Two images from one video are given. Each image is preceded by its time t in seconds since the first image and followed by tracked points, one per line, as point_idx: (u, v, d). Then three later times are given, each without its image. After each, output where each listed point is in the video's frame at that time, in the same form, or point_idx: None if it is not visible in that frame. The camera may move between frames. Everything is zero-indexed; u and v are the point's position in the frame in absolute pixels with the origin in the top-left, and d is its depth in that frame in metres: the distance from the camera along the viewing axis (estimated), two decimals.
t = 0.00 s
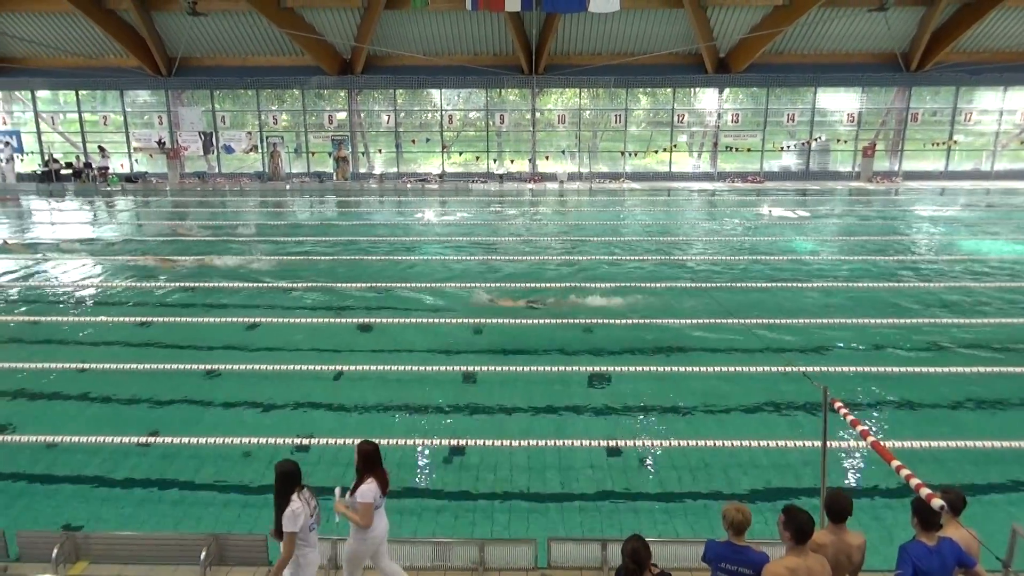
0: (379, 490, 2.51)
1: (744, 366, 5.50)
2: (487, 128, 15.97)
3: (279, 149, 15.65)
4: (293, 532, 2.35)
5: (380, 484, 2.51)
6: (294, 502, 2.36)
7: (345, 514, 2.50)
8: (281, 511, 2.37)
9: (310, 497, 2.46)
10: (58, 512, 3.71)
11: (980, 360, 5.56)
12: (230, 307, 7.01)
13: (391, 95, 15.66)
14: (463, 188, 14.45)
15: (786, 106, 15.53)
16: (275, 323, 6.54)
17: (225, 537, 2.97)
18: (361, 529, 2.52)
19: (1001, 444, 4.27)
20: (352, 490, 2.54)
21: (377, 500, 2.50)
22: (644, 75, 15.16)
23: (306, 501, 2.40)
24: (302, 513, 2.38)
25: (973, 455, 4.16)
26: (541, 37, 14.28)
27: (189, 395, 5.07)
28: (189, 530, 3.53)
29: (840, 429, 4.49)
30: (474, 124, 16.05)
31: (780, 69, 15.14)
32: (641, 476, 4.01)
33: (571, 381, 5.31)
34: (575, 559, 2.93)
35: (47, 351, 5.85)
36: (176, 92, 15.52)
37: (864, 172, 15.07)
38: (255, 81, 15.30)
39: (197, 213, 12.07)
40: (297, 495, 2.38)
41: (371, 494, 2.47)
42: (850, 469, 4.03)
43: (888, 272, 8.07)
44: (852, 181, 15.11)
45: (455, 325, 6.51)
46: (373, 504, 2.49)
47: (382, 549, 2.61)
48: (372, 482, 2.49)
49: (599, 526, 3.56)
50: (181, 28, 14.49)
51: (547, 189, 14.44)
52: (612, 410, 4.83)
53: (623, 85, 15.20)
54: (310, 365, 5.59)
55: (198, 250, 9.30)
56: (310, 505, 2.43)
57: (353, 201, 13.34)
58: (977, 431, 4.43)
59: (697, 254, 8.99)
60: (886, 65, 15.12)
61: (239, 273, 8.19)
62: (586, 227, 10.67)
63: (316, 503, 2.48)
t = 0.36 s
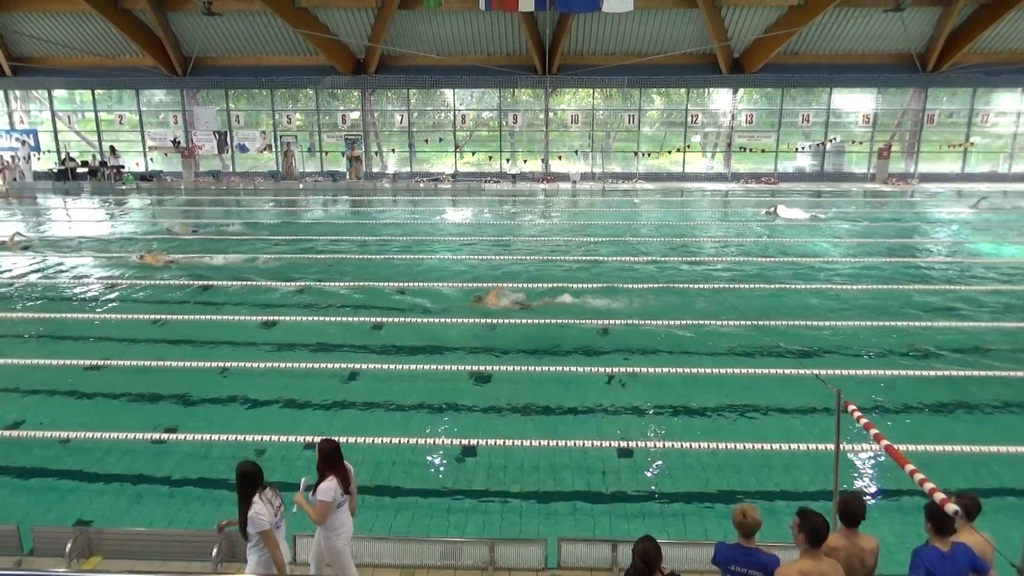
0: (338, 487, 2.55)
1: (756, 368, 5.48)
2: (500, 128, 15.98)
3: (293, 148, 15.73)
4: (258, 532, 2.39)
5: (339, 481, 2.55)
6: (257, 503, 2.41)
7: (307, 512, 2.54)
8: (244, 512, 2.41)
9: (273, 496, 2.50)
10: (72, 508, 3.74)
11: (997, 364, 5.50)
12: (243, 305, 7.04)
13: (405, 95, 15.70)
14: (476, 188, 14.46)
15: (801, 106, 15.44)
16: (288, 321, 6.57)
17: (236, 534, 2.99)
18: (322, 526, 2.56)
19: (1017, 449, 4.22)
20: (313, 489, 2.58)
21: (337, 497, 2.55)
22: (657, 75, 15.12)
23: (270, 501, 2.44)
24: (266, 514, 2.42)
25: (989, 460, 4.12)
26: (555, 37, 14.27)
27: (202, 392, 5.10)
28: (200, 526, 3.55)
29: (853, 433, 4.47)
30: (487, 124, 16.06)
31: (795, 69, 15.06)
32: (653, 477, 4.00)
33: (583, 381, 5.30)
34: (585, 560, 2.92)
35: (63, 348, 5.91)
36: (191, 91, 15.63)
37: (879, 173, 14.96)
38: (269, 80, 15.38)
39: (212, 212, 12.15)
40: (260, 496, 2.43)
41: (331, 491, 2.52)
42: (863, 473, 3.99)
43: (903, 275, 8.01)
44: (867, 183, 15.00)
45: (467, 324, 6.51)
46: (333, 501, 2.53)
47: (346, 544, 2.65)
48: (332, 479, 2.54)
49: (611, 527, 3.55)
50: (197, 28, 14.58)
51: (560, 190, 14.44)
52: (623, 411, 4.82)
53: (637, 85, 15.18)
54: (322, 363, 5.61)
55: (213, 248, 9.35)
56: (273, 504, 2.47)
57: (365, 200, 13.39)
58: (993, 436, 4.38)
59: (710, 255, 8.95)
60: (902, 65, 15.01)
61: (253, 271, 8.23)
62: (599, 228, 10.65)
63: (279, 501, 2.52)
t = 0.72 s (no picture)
0: (303, 479, 2.62)
1: (772, 370, 5.44)
2: (516, 128, 15.98)
3: (310, 148, 15.82)
4: (219, 531, 2.43)
5: (303, 475, 2.62)
6: (223, 501, 2.46)
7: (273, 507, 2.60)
8: (209, 510, 2.45)
9: (239, 494, 2.55)
10: (91, 502, 3.78)
11: (1018, 368, 5.43)
12: (260, 303, 7.08)
13: (421, 95, 15.74)
14: (492, 188, 14.47)
15: (819, 107, 15.34)
16: (303, 319, 6.61)
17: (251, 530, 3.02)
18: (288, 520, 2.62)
19: None
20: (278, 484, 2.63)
21: (302, 491, 2.61)
22: (674, 75, 15.06)
23: (235, 500, 2.49)
24: (231, 513, 2.46)
25: (1009, 465, 4.06)
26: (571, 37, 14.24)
27: (218, 390, 5.14)
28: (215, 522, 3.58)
29: (870, 435, 4.42)
30: (503, 124, 16.06)
31: (813, 70, 14.95)
32: (667, 478, 3.99)
33: (596, 381, 5.29)
34: (599, 561, 2.92)
35: (82, 344, 5.97)
36: (210, 91, 15.76)
37: (898, 174, 14.82)
38: (287, 80, 15.46)
39: (229, 210, 12.24)
40: (226, 494, 2.48)
41: (297, 485, 2.58)
42: (879, 476, 3.96)
43: (922, 277, 7.93)
44: (886, 184, 14.89)
45: (482, 324, 6.51)
46: (299, 494, 2.59)
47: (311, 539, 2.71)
48: (297, 473, 2.60)
49: (625, 528, 3.54)
50: (215, 28, 14.70)
51: (576, 190, 14.43)
52: (638, 411, 4.80)
53: (653, 85, 15.14)
54: (337, 362, 5.64)
55: (230, 246, 9.42)
56: (240, 503, 2.52)
57: (382, 200, 13.45)
58: (1013, 440, 4.33)
59: (726, 255, 8.91)
60: (922, 66, 14.86)
61: (270, 270, 8.29)
62: (615, 228, 10.62)
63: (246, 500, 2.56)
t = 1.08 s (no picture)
0: (271, 481, 2.61)
1: (791, 372, 5.40)
2: (535, 128, 15.98)
3: (330, 147, 15.91)
4: (187, 521, 2.45)
5: (273, 476, 2.62)
6: (195, 492, 2.48)
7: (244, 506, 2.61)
8: (180, 501, 2.49)
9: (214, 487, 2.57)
10: (112, 495, 3.83)
11: None
12: (279, 301, 7.13)
13: (441, 94, 15.79)
14: (510, 187, 14.48)
15: (841, 108, 15.20)
16: (322, 317, 6.65)
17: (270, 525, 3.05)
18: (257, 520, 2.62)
19: None
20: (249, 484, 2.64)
21: (272, 491, 2.61)
22: (694, 75, 14.98)
23: (208, 492, 2.52)
24: (202, 505, 2.49)
25: None
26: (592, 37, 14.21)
27: (238, 386, 5.19)
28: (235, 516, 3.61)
29: (891, 439, 4.38)
30: (522, 124, 16.07)
31: (836, 70, 14.82)
32: (683, 480, 3.96)
33: (614, 382, 5.28)
34: (614, 561, 2.91)
35: (105, 339, 6.05)
36: (232, 89, 15.91)
37: (921, 177, 14.67)
38: (308, 79, 15.55)
39: (250, 208, 12.35)
40: (200, 486, 2.51)
41: (265, 484, 2.58)
42: (899, 481, 3.91)
43: (945, 280, 7.83)
44: (909, 186, 14.74)
45: (499, 323, 6.52)
46: (268, 495, 2.59)
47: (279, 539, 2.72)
48: (265, 473, 2.60)
49: (642, 529, 3.52)
50: (238, 27, 14.83)
51: (595, 190, 14.41)
52: (654, 412, 4.79)
53: (673, 86, 15.09)
54: (354, 359, 5.67)
55: (250, 244, 9.50)
56: (213, 496, 2.54)
57: (401, 198, 13.51)
58: None
59: (745, 257, 8.86)
60: (947, 66, 14.68)
61: (289, 267, 8.34)
62: (633, 228, 10.59)
63: (219, 494, 2.59)
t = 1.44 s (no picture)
0: (236, 475, 2.61)
1: (812, 375, 5.35)
2: (555, 127, 15.96)
3: (350, 145, 15.99)
4: (173, 511, 2.47)
5: (238, 470, 2.61)
6: (174, 483, 2.48)
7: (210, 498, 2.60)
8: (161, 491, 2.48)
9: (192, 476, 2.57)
10: (134, 488, 3.88)
11: None
12: (299, 298, 7.18)
13: (460, 94, 15.81)
14: (529, 186, 14.47)
15: (864, 108, 15.02)
16: (342, 314, 6.69)
17: (290, 521, 3.07)
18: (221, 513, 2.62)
19: None
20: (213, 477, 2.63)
21: (235, 484, 2.60)
22: (715, 75, 14.89)
23: (188, 482, 2.51)
24: (182, 495, 2.49)
25: None
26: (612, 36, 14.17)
27: (258, 382, 5.23)
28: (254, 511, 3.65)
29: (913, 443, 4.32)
30: (542, 123, 16.06)
31: (859, 70, 14.66)
32: (701, 482, 3.94)
33: (632, 382, 5.26)
34: (631, 562, 2.90)
35: (127, 335, 6.12)
36: (254, 88, 16.02)
37: (945, 177, 14.48)
38: (329, 78, 15.64)
39: (271, 206, 12.44)
40: (179, 475, 2.50)
41: (229, 478, 2.58)
42: (922, 485, 3.86)
43: (970, 282, 7.72)
44: (933, 187, 14.55)
45: (517, 323, 6.51)
46: (230, 488, 2.59)
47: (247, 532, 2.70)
48: (229, 466, 2.60)
49: (660, 530, 3.50)
50: (260, 26, 14.94)
51: (614, 189, 14.36)
52: (673, 413, 4.76)
53: (694, 85, 14.98)
54: (373, 357, 5.69)
55: (271, 242, 9.57)
56: (193, 485, 2.53)
57: (420, 197, 13.55)
58: None
59: (766, 258, 8.79)
60: (973, 66, 14.47)
61: (309, 265, 8.39)
62: (653, 228, 10.55)
63: (199, 482, 2.58)
